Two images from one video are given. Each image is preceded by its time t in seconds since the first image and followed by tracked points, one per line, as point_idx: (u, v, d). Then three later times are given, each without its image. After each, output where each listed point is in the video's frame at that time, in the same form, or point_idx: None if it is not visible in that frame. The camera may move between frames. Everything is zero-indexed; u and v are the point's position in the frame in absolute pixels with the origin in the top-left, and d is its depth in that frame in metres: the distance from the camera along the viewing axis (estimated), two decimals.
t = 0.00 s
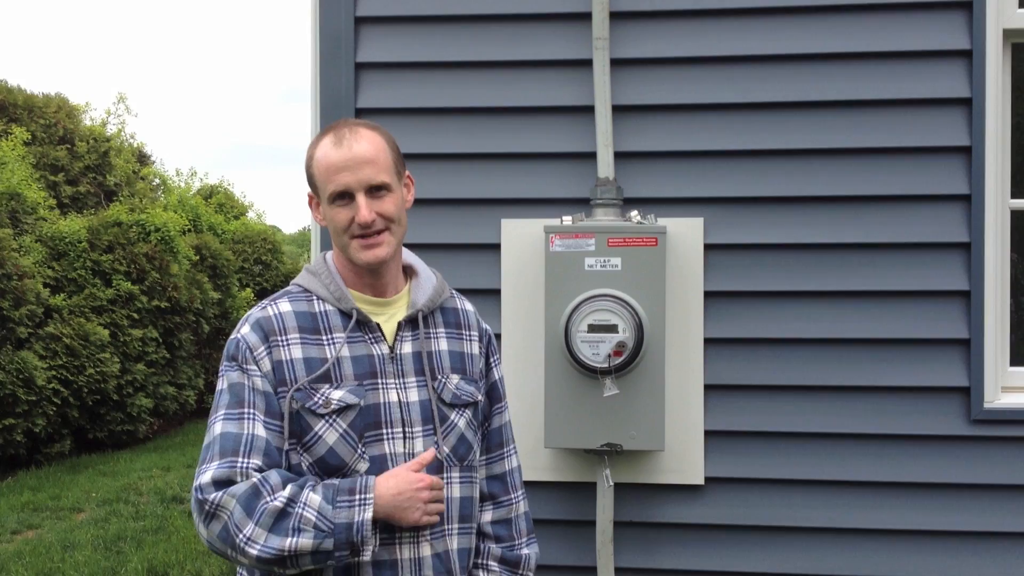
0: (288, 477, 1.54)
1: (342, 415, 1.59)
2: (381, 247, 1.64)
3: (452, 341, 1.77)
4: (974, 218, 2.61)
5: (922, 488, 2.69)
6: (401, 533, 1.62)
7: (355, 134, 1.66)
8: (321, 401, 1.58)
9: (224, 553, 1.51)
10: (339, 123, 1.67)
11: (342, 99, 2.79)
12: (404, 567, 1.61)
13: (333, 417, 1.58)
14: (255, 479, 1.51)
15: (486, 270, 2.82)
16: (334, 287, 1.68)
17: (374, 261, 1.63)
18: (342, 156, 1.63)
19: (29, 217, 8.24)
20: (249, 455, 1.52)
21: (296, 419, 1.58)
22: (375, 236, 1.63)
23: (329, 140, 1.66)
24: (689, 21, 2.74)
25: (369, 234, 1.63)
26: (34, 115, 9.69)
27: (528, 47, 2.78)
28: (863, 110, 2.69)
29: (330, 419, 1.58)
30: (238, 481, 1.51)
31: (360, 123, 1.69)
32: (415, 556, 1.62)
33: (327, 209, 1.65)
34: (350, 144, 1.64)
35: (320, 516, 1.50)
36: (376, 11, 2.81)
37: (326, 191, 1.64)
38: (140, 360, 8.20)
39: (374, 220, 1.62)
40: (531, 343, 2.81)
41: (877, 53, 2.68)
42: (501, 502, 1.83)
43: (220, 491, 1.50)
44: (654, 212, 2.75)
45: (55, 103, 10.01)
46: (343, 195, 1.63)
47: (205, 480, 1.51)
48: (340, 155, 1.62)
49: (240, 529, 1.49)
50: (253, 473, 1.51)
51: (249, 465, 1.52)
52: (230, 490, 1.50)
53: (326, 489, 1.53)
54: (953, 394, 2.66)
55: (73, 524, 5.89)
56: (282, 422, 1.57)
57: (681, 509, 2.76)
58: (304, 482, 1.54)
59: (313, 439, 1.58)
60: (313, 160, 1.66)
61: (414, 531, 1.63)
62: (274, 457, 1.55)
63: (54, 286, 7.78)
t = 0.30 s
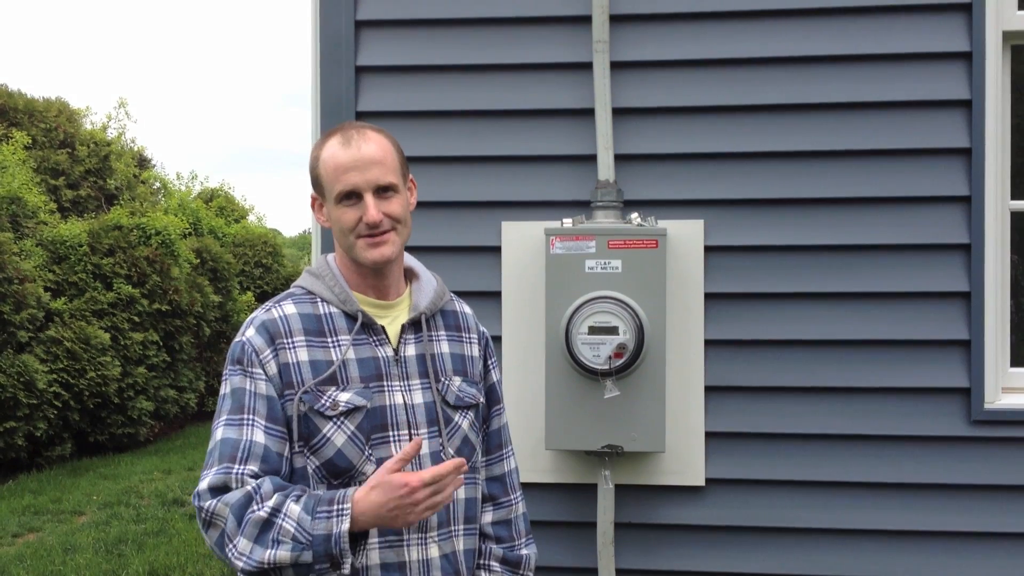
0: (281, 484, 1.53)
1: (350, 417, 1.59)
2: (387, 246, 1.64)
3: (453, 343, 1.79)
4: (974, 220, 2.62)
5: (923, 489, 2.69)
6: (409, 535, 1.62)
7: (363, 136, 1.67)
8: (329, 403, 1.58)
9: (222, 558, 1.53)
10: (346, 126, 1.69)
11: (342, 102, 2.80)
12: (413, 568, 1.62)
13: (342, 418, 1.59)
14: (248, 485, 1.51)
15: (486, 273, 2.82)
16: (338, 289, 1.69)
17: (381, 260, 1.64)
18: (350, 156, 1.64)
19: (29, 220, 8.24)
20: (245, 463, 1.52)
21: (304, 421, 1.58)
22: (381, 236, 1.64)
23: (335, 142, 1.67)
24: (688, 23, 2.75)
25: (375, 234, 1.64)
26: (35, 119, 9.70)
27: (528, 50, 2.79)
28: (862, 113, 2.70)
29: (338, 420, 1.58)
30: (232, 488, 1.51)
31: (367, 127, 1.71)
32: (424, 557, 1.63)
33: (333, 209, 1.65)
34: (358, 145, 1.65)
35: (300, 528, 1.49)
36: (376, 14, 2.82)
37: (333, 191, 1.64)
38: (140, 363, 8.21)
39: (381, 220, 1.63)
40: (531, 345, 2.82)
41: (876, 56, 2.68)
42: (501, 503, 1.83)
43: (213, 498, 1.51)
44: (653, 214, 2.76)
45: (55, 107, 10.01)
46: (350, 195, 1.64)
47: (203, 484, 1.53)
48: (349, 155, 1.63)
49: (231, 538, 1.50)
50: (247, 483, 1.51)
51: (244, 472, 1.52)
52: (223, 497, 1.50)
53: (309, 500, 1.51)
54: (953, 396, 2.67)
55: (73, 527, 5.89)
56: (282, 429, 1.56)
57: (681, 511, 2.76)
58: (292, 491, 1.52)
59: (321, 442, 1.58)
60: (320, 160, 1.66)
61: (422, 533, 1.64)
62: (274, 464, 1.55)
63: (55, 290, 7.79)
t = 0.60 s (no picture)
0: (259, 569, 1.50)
1: (350, 420, 1.59)
2: (401, 243, 1.64)
3: (458, 347, 1.77)
4: (972, 221, 2.62)
5: (922, 490, 2.69)
6: (408, 539, 1.62)
7: (382, 133, 1.68)
8: (330, 405, 1.58)
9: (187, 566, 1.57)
10: (366, 123, 1.70)
11: (341, 103, 2.80)
12: (410, 573, 1.62)
13: (342, 421, 1.58)
14: (231, 545, 1.50)
15: (486, 273, 2.82)
16: (344, 290, 1.68)
17: (394, 256, 1.63)
18: (369, 149, 1.64)
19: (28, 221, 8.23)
20: (241, 476, 1.53)
21: (305, 424, 1.58)
22: (396, 232, 1.64)
23: (355, 137, 1.68)
24: (687, 24, 2.75)
25: (390, 229, 1.63)
26: (34, 119, 9.69)
27: (527, 50, 2.79)
28: (861, 114, 2.70)
29: (339, 423, 1.58)
30: (222, 528, 1.51)
31: (386, 126, 1.72)
32: (422, 562, 1.63)
33: (349, 203, 1.65)
34: (377, 140, 1.66)
35: None
36: (375, 15, 2.82)
37: (350, 184, 1.65)
38: (139, 363, 8.20)
39: (396, 215, 1.63)
40: (531, 347, 2.81)
41: (875, 56, 2.68)
42: (503, 508, 1.83)
43: (205, 525, 1.51)
44: (652, 215, 2.76)
45: (54, 107, 10.01)
46: (366, 188, 1.64)
47: (202, 494, 1.54)
48: (369, 148, 1.64)
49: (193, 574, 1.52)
50: (244, 502, 1.52)
51: (242, 488, 1.53)
52: (211, 534, 1.50)
53: None
54: (952, 396, 2.67)
55: (73, 528, 5.88)
56: (277, 435, 1.57)
57: (681, 512, 2.76)
58: None
59: (322, 444, 1.57)
60: (338, 154, 1.67)
61: (421, 537, 1.64)
62: (269, 471, 1.55)
63: (54, 290, 7.78)
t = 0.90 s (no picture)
0: (200, 559, 1.52)
1: (347, 422, 1.59)
2: (404, 245, 1.64)
3: (464, 351, 1.76)
4: (971, 225, 2.62)
5: (920, 492, 2.69)
6: (400, 543, 1.62)
7: (385, 135, 1.68)
8: (327, 406, 1.59)
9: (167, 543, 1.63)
10: (370, 125, 1.70)
11: (341, 104, 2.80)
12: None
13: (339, 422, 1.59)
14: (180, 533, 1.54)
15: (485, 274, 2.82)
16: (350, 291, 1.69)
17: (397, 258, 1.63)
18: (371, 152, 1.64)
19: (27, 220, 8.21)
20: (205, 468, 1.56)
21: (301, 425, 1.59)
22: (399, 233, 1.63)
23: (358, 139, 1.68)
24: (688, 27, 2.75)
25: (393, 231, 1.63)
26: (33, 119, 9.69)
27: (527, 52, 2.79)
28: (861, 117, 2.70)
29: (335, 424, 1.59)
30: (178, 514, 1.55)
31: (390, 127, 1.71)
32: (413, 565, 1.63)
33: (353, 206, 1.66)
34: (380, 142, 1.66)
35: None
36: (376, 16, 2.82)
37: (354, 188, 1.65)
38: (137, 363, 8.20)
39: (399, 217, 1.63)
40: (531, 349, 2.82)
41: (875, 60, 2.69)
42: (509, 514, 1.83)
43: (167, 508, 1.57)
44: (652, 217, 2.76)
45: (54, 107, 10.00)
46: (370, 191, 1.65)
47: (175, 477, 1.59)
48: (370, 151, 1.64)
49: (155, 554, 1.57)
50: (202, 494, 1.56)
51: (204, 480, 1.56)
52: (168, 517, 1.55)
53: None
54: (951, 399, 2.67)
55: (71, 527, 5.88)
56: (253, 437, 1.58)
57: (680, 514, 2.76)
58: None
59: (317, 445, 1.58)
60: (342, 158, 1.67)
61: (413, 541, 1.63)
62: (235, 471, 1.57)
63: (53, 290, 7.77)
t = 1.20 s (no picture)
0: (226, 541, 1.53)
1: (342, 419, 1.60)
2: (395, 241, 1.63)
3: (466, 350, 1.76)
4: (970, 224, 2.62)
5: (918, 492, 2.70)
6: (396, 541, 1.62)
7: (381, 131, 1.67)
8: (323, 403, 1.59)
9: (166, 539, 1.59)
10: (367, 121, 1.69)
11: (340, 101, 2.80)
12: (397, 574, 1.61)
13: (333, 420, 1.59)
14: (200, 519, 1.53)
15: (484, 272, 2.82)
16: (349, 288, 1.69)
17: (386, 255, 1.63)
18: (364, 149, 1.64)
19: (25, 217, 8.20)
20: (209, 463, 1.55)
21: (296, 420, 1.59)
22: (391, 230, 1.63)
23: (354, 136, 1.68)
24: (687, 25, 2.75)
25: (385, 228, 1.63)
26: (31, 115, 9.67)
27: (526, 50, 2.78)
28: (860, 115, 2.70)
29: (330, 421, 1.59)
30: (189, 505, 1.54)
31: (389, 123, 1.70)
32: (410, 564, 1.62)
33: (347, 202, 1.66)
34: (374, 139, 1.65)
35: None
36: (375, 13, 2.81)
37: (347, 185, 1.66)
38: (135, 360, 8.19)
39: (390, 214, 1.62)
40: (530, 347, 2.82)
41: (874, 59, 2.68)
42: (510, 514, 1.83)
43: (171, 502, 1.54)
44: (650, 215, 2.76)
45: (52, 103, 9.99)
46: (362, 189, 1.65)
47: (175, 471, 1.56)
48: (363, 149, 1.64)
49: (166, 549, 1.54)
50: (208, 488, 1.54)
51: (209, 473, 1.55)
52: (179, 508, 1.53)
53: None
54: (949, 398, 2.67)
55: (68, 524, 5.88)
56: (254, 431, 1.58)
57: (678, 512, 2.76)
58: (228, 561, 1.52)
59: (311, 441, 1.58)
60: (338, 154, 1.68)
61: (410, 540, 1.63)
62: (238, 465, 1.57)
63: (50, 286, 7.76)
